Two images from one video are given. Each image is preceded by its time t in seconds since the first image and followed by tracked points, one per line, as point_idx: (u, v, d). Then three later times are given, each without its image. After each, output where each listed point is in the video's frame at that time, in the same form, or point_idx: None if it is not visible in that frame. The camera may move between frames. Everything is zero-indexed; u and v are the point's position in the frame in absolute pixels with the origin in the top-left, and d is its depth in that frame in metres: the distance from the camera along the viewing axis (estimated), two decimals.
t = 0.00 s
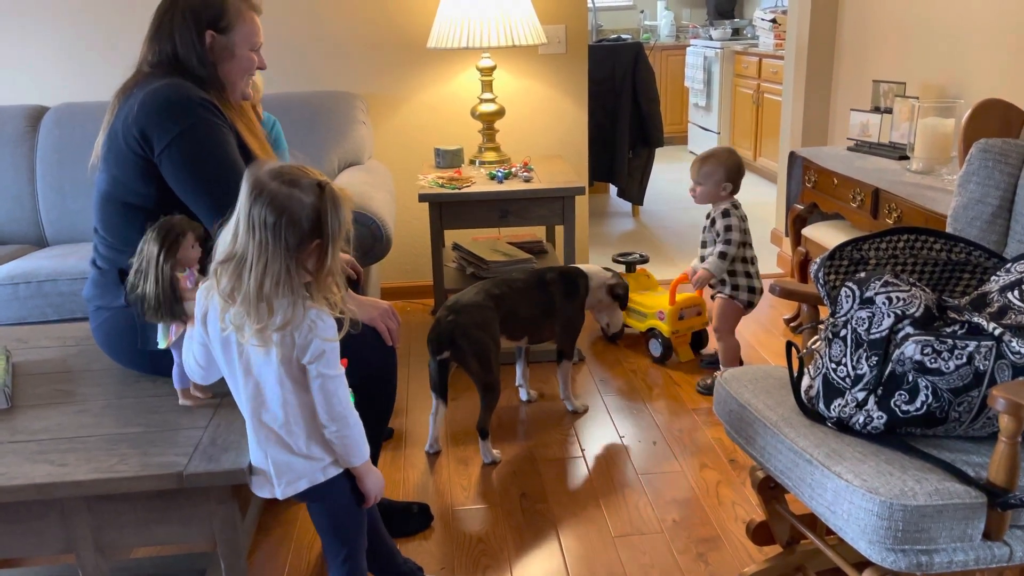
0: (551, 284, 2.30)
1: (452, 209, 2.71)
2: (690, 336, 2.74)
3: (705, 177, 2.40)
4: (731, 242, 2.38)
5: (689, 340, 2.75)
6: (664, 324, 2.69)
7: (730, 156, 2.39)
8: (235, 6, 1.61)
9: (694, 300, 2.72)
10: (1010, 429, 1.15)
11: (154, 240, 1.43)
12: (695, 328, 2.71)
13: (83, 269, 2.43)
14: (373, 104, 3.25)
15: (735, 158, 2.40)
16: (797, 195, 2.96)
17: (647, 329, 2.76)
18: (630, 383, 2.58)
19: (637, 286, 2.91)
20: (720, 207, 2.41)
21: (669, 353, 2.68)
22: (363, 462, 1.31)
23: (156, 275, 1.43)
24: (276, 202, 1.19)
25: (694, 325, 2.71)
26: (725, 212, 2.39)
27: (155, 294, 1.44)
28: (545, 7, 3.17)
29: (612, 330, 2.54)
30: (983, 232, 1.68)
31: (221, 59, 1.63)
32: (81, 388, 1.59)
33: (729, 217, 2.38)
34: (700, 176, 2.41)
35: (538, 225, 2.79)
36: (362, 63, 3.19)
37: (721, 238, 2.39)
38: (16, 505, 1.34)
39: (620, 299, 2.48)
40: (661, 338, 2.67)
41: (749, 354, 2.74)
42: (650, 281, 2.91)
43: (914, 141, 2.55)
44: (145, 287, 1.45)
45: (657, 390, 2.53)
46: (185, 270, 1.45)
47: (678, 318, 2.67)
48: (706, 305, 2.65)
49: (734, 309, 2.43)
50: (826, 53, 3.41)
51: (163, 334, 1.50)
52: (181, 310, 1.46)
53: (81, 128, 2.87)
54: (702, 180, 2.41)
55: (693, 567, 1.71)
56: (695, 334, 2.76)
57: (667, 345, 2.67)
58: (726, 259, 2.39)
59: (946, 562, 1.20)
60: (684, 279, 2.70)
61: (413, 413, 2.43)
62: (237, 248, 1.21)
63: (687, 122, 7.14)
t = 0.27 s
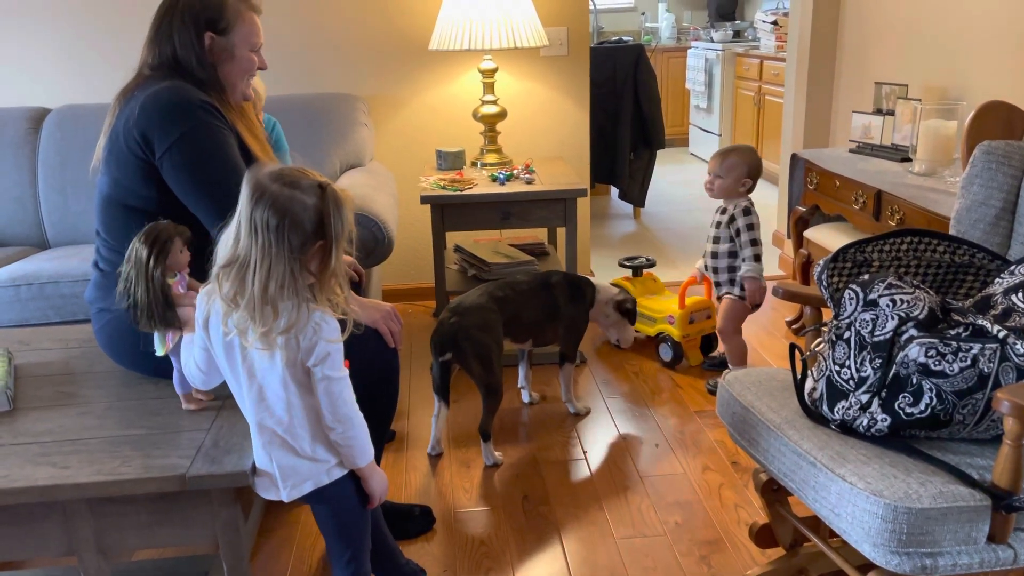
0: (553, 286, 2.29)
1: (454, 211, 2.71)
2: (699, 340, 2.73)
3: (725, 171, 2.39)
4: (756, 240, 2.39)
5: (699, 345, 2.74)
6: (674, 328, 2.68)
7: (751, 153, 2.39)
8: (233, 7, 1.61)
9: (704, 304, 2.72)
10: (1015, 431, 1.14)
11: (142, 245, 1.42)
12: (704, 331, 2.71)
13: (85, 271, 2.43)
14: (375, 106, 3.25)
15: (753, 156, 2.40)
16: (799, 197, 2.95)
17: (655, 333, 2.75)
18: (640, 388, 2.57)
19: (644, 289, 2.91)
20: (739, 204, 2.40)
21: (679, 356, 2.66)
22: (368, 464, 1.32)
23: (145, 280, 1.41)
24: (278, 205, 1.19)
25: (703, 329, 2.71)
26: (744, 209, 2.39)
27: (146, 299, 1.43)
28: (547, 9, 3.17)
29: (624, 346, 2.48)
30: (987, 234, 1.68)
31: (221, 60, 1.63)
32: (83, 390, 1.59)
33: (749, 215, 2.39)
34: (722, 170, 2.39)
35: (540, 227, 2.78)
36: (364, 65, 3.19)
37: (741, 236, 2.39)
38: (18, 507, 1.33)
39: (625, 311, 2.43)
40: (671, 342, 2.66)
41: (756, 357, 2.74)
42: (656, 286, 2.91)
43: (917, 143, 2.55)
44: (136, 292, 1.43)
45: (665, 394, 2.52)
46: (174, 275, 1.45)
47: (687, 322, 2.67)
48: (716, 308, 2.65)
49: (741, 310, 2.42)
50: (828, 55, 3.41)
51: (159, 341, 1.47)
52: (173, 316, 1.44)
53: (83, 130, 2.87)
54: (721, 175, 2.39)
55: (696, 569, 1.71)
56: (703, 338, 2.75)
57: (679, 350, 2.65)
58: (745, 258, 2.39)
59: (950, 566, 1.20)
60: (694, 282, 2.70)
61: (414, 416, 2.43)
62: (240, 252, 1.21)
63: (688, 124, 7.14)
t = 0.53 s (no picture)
0: (556, 288, 2.29)
1: (455, 213, 2.71)
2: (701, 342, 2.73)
3: (730, 177, 2.39)
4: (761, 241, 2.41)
5: (700, 346, 2.74)
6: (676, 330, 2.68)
7: (755, 158, 2.38)
8: (232, 7, 1.60)
9: (707, 306, 2.71)
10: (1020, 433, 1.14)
11: (153, 245, 1.43)
12: (706, 333, 2.71)
13: (87, 273, 2.43)
14: (376, 108, 3.25)
15: (757, 161, 2.39)
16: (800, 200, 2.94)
17: (658, 336, 2.74)
18: (642, 390, 2.56)
19: (646, 292, 2.90)
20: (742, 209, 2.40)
21: (681, 359, 2.66)
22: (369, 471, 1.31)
23: (154, 279, 1.42)
24: (275, 207, 1.19)
25: (705, 331, 2.70)
26: (746, 214, 2.39)
27: (154, 300, 1.43)
28: (548, 11, 3.17)
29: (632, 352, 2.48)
30: (990, 236, 1.67)
31: (219, 62, 1.63)
32: (86, 393, 1.59)
33: (752, 220, 2.38)
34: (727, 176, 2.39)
35: (541, 228, 2.78)
36: (365, 66, 3.19)
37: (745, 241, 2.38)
38: (20, 509, 1.33)
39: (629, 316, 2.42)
40: (673, 344, 2.65)
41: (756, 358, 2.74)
42: (657, 287, 2.91)
43: (919, 145, 2.55)
44: (145, 293, 1.44)
45: (667, 396, 2.52)
46: (183, 275, 1.44)
47: (690, 324, 2.66)
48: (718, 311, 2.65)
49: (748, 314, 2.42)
50: (830, 57, 3.40)
51: (164, 341, 1.47)
52: (180, 317, 1.44)
53: (84, 132, 2.87)
54: (726, 182, 2.39)
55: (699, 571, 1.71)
56: (705, 339, 2.75)
57: (680, 351, 2.65)
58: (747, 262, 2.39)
59: (955, 568, 1.19)
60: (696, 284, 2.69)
61: (416, 418, 2.43)
62: (237, 255, 1.21)
63: (689, 127, 7.14)
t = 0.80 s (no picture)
0: (559, 290, 2.29)
1: (456, 214, 2.71)
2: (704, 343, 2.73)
3: (728, 176, 2.39)
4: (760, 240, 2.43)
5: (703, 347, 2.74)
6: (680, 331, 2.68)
7: (753, 157, 2.38)
8: (235, 9, 1.60)
9: (709, 306, 2.72)
10: None
11: (161, 246, 1.42)
12: (708, 333, 2.71)
13: (87, 275, 2.42)
14: (377, 109, 3.25)
15: (754, 159, 2.39)
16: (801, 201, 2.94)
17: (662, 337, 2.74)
18: (644, 391, 2.56)
19: (647, 293, 2.90)
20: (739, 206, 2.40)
21: (685, 359, 2.65)
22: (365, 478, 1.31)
23: (161, 280, 1.42)
24: (268, 212, 1.19)
25: (708, 331, 2.71)
26: (744, 211, 2.39)
27: (161, 301, 1.43)
28: (549, 12, 3.17)
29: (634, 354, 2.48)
30: (993, 238, 1.67)
31: (222, 64, 1.63)
32: (87, 395, 1.58)
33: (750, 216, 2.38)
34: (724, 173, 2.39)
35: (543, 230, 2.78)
36: (366, 68, 3.19)
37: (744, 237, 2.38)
38: (21, 512, 1.33)
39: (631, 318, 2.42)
40: (677, 344, 2.65)
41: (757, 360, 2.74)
42: (658, 288, 2.91)
43: (920, 147, 2.55)
44: (151, 293, 1.44)
45: (670, 398, 2.51)
46: (192, 278, 1.43)
47: (693, 324, 2.67)
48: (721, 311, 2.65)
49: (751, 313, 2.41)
50: (831, 59, 3.40)
51: (168, 341, 1.47)
52: (184, 318, 1.45)
53: (85, 133, 2.87)
54: (725, 180, 2.39)
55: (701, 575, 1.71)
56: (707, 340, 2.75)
57: (684, 352, 2.65)
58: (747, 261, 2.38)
59: (959, 572, 1.19)
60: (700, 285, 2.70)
61: (417, 420, 2.42)
62: (231, 261, 1.20)
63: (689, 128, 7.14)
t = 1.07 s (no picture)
0: (560, 292, 2.28)
1: (455, 216, 2.70)
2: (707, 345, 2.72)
3: (721, 185, 2.38)
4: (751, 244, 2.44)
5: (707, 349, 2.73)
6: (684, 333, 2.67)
7: (743, 164, 2.37)
8: (238, 11, 1.60)
9: (713, 308, 2.71)
10: None
11: (151, 249, 1.42)
12: (712, 335, 2.70)
13: (85, 277, 2.41)
14: (376, 110, 3.24)
15: (746, 166, 2.38)
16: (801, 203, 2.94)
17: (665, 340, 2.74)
18: (646, 393, 2.56)
19: (650, 296, 2.90)
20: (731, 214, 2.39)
21: (688, 361, 2.65)
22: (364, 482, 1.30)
23: (153, 284, 1.41)
24: (255, 218, 1.17)
25: (712, 334, 2.70)
26: (735, 218, 2.38)
27: (153, 306, 1.42)
28: (549, 13, 3.16)
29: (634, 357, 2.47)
30: (994, 240, 1.67)
31: (224, 65, 1.62)
32: (85, 397, 1.58)
33: (740, 223, 2.37)
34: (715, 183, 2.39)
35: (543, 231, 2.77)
36: (365, 69, 3.18)
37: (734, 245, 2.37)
38: (19, 516, 1.32)
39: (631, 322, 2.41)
40: (680, 347, 2.65)
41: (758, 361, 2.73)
42: (661, 290, 2.90)
43: (920, 148, 2.55)
44: (143, 298, 1.43)
45: (672, 399, 2.51)
46: (183, 281, 1.43)
47: (697, 327, 2.66)
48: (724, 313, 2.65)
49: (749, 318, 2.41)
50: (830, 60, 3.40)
51: (164, 346, 1.48)
52: (178, 323, 1.44)
53: (83, 134, 2.86)
54: (719, 190, 2.39)
55: None
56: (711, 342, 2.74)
57: (688, 354, 2.64)
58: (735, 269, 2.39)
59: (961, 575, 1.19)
60: (703, 287, 2.69)
61: (416, 422, 2.42)
62: (220, 269, 1.19)
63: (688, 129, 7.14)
